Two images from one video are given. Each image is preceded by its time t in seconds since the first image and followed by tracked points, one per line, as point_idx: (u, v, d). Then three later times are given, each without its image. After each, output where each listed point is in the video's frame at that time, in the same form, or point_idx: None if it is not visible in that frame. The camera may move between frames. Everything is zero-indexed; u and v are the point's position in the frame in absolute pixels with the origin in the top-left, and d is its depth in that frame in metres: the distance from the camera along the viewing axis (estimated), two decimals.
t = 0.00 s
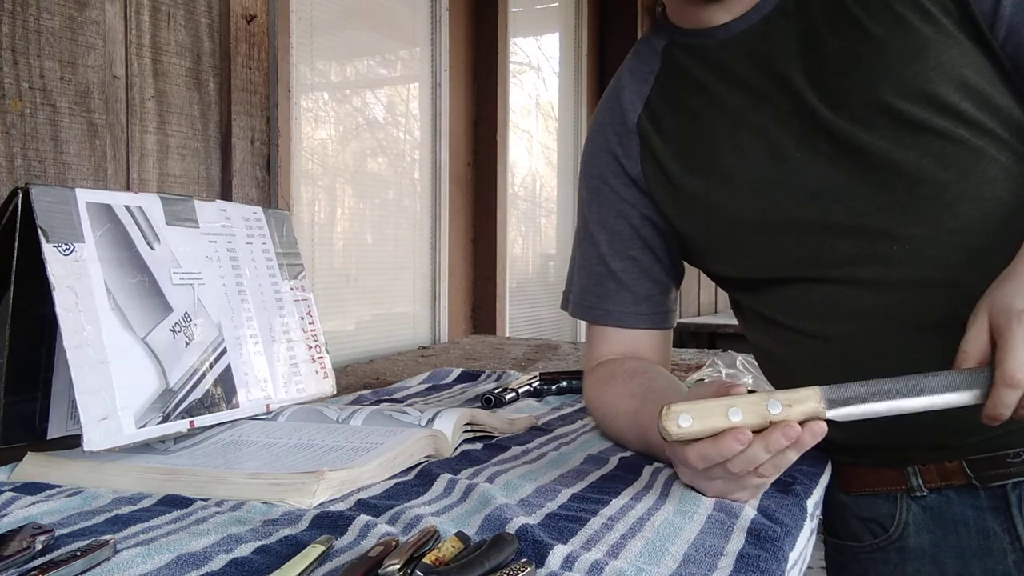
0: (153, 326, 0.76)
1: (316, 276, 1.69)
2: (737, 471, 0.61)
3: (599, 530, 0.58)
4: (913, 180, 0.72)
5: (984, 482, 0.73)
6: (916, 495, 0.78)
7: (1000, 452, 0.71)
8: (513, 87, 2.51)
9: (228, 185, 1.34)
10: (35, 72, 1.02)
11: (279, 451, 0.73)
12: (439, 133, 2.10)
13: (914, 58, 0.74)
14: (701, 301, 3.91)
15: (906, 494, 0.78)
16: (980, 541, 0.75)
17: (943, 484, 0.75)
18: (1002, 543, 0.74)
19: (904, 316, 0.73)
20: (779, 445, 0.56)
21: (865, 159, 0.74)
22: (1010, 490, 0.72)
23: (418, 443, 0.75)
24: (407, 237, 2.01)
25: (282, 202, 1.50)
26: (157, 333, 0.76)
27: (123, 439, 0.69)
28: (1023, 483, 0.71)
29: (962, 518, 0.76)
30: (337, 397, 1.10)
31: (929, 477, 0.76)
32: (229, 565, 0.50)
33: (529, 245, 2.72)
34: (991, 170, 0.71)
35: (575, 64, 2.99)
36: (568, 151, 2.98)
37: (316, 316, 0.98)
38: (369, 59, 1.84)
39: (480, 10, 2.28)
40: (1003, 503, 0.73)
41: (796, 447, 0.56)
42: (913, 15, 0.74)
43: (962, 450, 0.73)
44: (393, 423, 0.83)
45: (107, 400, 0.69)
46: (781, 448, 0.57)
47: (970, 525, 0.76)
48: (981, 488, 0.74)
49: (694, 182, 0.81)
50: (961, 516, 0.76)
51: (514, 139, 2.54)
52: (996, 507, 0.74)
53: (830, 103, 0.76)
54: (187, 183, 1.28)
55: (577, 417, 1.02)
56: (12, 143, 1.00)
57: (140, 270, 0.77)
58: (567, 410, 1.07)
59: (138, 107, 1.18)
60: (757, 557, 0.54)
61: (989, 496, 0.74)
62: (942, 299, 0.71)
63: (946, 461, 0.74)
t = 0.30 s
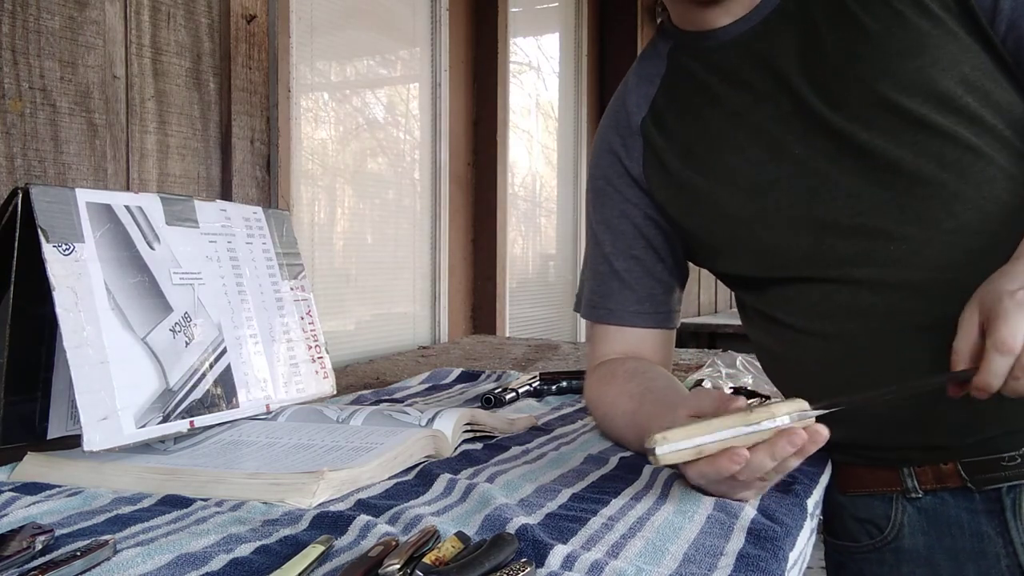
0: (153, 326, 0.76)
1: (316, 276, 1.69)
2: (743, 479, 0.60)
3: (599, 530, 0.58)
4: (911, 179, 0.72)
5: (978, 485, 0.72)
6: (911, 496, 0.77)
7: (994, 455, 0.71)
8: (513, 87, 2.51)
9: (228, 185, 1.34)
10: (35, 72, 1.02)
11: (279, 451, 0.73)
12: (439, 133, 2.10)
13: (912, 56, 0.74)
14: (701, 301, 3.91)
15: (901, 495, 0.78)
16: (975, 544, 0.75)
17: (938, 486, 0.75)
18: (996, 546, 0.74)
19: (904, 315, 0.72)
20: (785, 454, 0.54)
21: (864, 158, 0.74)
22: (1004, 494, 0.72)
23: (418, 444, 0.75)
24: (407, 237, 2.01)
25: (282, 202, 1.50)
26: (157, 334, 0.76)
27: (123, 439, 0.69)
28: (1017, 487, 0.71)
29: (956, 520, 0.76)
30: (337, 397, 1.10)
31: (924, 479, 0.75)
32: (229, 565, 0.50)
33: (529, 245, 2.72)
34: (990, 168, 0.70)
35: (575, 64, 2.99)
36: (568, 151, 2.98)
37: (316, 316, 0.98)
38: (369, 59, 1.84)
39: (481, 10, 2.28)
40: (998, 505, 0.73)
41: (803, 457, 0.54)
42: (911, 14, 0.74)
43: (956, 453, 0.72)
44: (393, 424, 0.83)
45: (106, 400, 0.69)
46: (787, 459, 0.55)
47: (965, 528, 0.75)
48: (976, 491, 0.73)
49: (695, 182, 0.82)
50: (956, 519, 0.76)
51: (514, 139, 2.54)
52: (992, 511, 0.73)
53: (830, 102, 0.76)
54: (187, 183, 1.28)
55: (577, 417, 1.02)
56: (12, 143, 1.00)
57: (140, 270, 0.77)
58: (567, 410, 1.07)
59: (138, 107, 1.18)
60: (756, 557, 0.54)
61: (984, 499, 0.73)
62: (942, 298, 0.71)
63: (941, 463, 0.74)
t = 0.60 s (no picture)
0: (153, 326, 0.76)
1: (316, 276, 1.69)
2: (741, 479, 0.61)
3: (599, 530, 0.58)
4: (910, 178, 0.72)
5: (974, 487, 0.73)
6: (907, 497, 0.78)
7: (990, 457, 0.71)
8: (513, 87, 2.51)
9: (228, 185, 1.34)
10: (35, 72, 1.02)
11: (279, 451, 0.73)
12: (439, 133, 2.10)
13: (910, 55, 0.74)
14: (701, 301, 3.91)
15: (897, 496, 0.78)
16: (970, 545, 0.75)
17: (934, 487, 0.75)
18: (991, 548, 0.74)
19: (901, 316, 0.73)
20: (783, 449, 0.56)
21: (863, 157, 0.74)
22: (999, 495, 0.72)
23: (418, 444, 0.75)
24: (407, 237, 2.01)
25: (283, 202, 1.50)
26: (157, 333, 0.76)
27: (123, 439, 0.69)
28: (1012, 489, 0.71)
29: (952, 521, 0.76)
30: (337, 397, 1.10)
31: (920, 480, 0.76)
32: (229, 565, 0.50)
33: (529, 245, 2.72)
34: (988, 167, 0.71)
35: (575, 64, 2.99)
36: (568, 151, 2.98)
37: (316, 316, 0.98)
38: (369, 59, 1.84)
39: (481, 10, 2.28)
40: (993, 507, 0.73)
41: (798, 449, 0.57)
42: (909, 13, 0.74)
43: (954, 454, 0.72)
44: (393, 423, 0.83)
45: (107, 400, 0.69)
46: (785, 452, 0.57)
47: (959, 529, 0.76)
48: (971, 492, 0.74)
49: (695, 182, 0.81)
50: (952, 520, 0.76)
51: (514, 139, 2.54)
52: (986, 512, 0.73)
53: (828, 102, 0.76)
54: (187, 183, 1.27)
55: (577, 417, 1.02)
56: (12, 143, 1.00)
57: (140, 270, 0.77)
58: (566, 410, 1.07)
59: (138, 107, 1.18)
60: (756, 557, 0.54)
61: (979, 500, 0.74)
62: (940, 298, 0.71)
63: (937, 464, 0.74)
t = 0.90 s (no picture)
0: (153, 326, 0.76)
1: (316, 276, 1.69)
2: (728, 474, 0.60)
3: (599, 530, 0.58)
4: (910, 179, 0.72)
5: (972, 487, 0.73)
6: (905, 497, 0.77)
7: (988, 458, 0.71)
8: (513, 87, 2.51)
9: (228, 185, 1.34)
10: (35, 72, 1.02)
11: (279, 450, 0.73)
12: (439, 133, 2.10)
13: (911, 54, 0.73)
14: (701, 301, 3.91)
15: (895, 496, 0.78)
16: (967, 546, 0.76)
17: (932, 487, 0.75)
18: (988, 548, 0.74)
19: (900, 316, 0.73)
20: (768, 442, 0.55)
21: (863, 158, 0.74)
22: (997, 496, 0.72)
23: (418, 444, 0.75)
24: (407, 237, 2.01)
25: (283, 202, 1.50)
26: (157, 333, 0.76)
27: (123, 439, 0.69)
28: (1010, 490, 0.71)
29: (950, 521, 0.76)
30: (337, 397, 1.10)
31: (919, 480, 0.76)
32: (229, 565, 0.50)
33: (529, 245, 2.72)
34: (988, 167, 0.71)
35: (575, 64, 2.99)
36: (568, 151, 2.98)
37: (316, 316, 0.99)
38: (369, 59, 1.84)
39: (481, 10, 2.28)
40: (990, 508, 0.73)
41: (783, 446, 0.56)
42: (910, 10, 0.73)
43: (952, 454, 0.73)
44: (393, 424, 0.83)
45: (107, 400, 0.69)
46: (771, 445, 0.56)
47: (956, 529, 0.76)
48: (969, 493, 0.74)
49: (696, 183, 0.81)
50: (950, 520, 0.76)
51: (514, 139, 2.54)
52: (984, 513, 0.74)
53: (829, 102, 0.76)
54: (187, 183, 1.27)
55: (577, 417, 1.02)
56: (12, 143, 1.00)
57: (140, 270, 0.77)
58: (567, 410, 1.07)
59: (138, 107, 1.18)
60: (756, 557, 0.54)
61: (977, 502, 0.74)
62: (939, 298, 0.72)
63: (936, 464, 0.74)
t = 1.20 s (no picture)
0: (153, 326, 0.76)
1: (316, 276, 1.69)
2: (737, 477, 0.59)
3: (599, 529, 0.58)
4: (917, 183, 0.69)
5: (972, 495, 0.72)
6: (904, 501, 0.77)
7: (987, 467, 0.70)
8: (513, 87, 2.52)
9: (228, 185, 1.34)
10: (35, 72, 1.02)
11: (279, 450, 0.73)
12: (438, 133, 2.10)
13: (923, 55, 0.70)
14: (701, 301, 3.91)
15: (894, 500, 0.78)
16: (965, 552, 0.75)
17: (932, 492, 0.75)
18: (986, 555, 0.74)
19: (905, 322, 0.71)
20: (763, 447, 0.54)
21: (871, 161, 0.72)
22: (998, 504, 0.71)
23: (418, 443, 0.75)
24: (407, 237, 2.01)
25: (283, 203, 1.50)
26: (157, 333, 0.76)
27: (123, 439, 0.69)
28: (1010, 499, 0.70)
29: (948, 527, 0.76)
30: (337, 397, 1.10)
31: (918, 485, 0.75)
32: (229, 564, 0.50)
33: (529, 245, 2.72)
34: (1001, 173, 0.67)
35: (575, 64, 2.99)
36: (568, 151, 2.98)
37: (316, 316, 0.99)
38: (369, 59, 1.84)
39: (481, 10, 2.28)
40: (990, 515, 0.73)
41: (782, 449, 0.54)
42: (924, 10, 0.70)
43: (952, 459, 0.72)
44: (393, 423, 0.83)
45: (106, 400, 0.69)
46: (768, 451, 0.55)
47: (954, 535, 0.75)
48: (969, 500, 0.73)
49: (702, 183, 0.79)
50: (948, 526, 0.76)
51: (514, 139, 2.54)
52: (983, 518, 0.73)
53: (839, 101, 0.73)
54: (187, 183, 1.27)
55: (576, 417, 1.02)
56: (12, 143, 1.00)
57: (139, 270, 0.77)
58: (566, 410, 1.07)
59: (138, 107, 1.18)
60: (756, 556, 0.54)
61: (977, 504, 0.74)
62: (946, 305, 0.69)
63: (936, 471, 0.74)
